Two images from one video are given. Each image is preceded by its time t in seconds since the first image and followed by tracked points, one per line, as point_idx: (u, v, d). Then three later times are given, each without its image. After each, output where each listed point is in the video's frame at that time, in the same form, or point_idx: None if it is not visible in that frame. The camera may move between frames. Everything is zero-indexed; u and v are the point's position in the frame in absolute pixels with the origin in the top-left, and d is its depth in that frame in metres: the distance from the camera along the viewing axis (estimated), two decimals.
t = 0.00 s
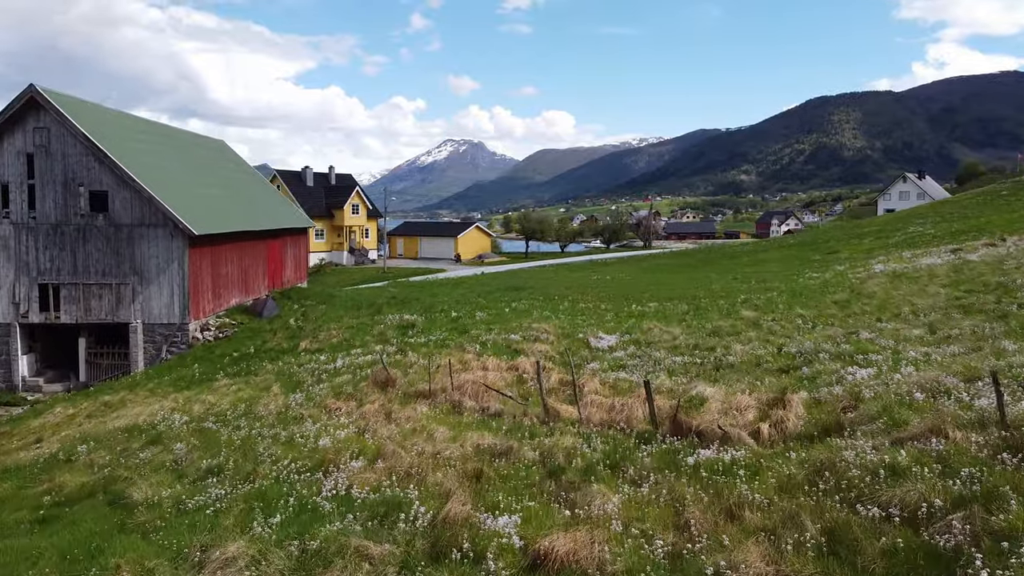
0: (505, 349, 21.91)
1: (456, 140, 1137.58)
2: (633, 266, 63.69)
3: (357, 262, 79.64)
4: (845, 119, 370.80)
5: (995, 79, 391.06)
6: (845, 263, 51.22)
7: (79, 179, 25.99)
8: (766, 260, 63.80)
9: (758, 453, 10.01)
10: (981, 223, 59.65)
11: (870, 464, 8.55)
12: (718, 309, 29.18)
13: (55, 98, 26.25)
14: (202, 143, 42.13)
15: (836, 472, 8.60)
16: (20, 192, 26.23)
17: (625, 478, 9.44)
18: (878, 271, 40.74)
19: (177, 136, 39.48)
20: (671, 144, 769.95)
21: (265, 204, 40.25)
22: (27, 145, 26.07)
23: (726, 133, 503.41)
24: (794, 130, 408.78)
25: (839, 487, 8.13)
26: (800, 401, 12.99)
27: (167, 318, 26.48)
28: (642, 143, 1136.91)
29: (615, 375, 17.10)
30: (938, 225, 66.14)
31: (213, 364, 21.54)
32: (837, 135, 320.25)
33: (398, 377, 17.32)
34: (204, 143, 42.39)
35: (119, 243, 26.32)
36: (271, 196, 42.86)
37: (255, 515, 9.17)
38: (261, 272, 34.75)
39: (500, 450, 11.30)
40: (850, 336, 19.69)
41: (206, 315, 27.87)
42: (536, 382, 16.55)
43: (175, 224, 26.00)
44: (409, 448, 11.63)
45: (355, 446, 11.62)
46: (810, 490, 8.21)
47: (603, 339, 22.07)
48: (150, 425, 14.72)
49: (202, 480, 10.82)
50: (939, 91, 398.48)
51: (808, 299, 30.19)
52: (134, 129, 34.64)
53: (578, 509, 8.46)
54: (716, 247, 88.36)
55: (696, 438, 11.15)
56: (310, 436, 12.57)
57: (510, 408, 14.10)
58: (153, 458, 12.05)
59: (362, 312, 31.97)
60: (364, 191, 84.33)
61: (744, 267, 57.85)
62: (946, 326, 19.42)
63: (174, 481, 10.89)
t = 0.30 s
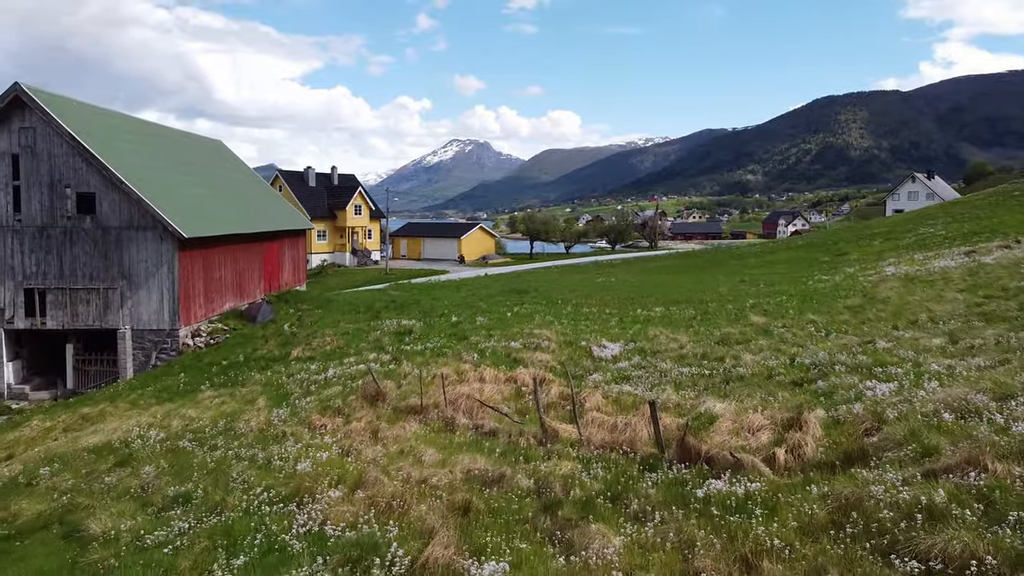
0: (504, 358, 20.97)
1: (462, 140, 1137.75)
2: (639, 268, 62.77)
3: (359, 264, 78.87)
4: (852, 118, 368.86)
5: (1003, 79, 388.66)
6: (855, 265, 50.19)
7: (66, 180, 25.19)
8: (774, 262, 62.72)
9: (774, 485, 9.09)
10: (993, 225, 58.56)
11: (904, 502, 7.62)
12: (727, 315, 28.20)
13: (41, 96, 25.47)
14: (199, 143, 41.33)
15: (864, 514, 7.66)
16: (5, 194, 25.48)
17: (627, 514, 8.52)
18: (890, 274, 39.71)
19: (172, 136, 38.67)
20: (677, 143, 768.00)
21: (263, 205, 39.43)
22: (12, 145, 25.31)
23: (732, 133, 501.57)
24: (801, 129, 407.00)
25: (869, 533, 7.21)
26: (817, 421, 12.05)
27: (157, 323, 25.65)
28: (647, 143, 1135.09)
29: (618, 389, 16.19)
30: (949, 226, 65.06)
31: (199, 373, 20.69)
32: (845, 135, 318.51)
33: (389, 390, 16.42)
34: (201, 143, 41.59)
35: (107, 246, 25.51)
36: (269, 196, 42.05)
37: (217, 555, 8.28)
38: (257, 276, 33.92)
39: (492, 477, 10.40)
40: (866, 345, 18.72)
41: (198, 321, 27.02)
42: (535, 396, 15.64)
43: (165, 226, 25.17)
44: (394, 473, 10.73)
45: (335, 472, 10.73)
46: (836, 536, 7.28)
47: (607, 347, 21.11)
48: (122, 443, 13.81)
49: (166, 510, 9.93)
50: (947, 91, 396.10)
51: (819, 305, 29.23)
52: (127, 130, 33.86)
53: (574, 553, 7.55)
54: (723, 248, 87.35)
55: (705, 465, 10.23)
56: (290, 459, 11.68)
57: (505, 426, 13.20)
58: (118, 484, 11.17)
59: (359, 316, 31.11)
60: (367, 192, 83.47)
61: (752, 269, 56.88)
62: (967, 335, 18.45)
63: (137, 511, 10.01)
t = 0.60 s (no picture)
0: (501, 367, 20.06)
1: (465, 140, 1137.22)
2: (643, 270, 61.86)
3: (359, 265, 78.11)
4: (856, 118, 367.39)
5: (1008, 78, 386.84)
6: (863, 267, 49.24)
7: (48, 181, 24.33)
8: (780, 263, 61.75)
9: (793, 524, 8.15)
10: (1003, 226, 57.56)
11: (944, 551, 6.70)
12: (733, 321, 27.27)
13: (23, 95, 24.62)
14: (193, 142, 40.45)
15: (899, 565, 6.74)
16: None
17: (628, 560, 7.60)
18: (900, 278, 38.75)
19: (166, 135, 37.84)
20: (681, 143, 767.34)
21: (258, 207, 38.55)
22: None
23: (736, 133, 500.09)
24: (805, 129, 405.56)
25: None
26: (835, 444, 11.11)
27: (143, 330, 24.78)
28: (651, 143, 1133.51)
29: (619, 404, 15.26)
30: (958, 227, 64.07)
31: (183, 384, 19.79)
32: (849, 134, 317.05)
33: (377, 405, 15.50)
34: (196, 142, 40.74)
35: (91, 250, 24.65)
36: (264, 198, 41.18)
37: None
38: (250, 279, 33.03)
39: (481, 509, 9.47)
40: (881, 356, 17.78)
41: (186, 327, 26.15)
42: (531, 412, 14.75)
43: (151, 229, 24.28)
44: (375, 504, 9.81)
45: (310, 503, 9.81)
46: None
47: (609, 356, 20.19)
48: (87, 465, 12.92)
49: (121, 547, 9.02)
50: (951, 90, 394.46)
51: (828, 310, 28.28)
52: (118, 128, 33.01)
53: None
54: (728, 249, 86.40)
55: (715, 498, 9.31)
56: (263, 486, 10.77)
57: (499, 448, 12.27)
58: (75, 514, 10.27)
59: (354, 321, 30.21)
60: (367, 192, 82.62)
61: (757, 271, 55.94)
62: (988, 345, 17.50)
63: (89, 547, 9.10)
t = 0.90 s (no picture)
0: (497, 378, 19.11)
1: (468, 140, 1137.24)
2: (646, 271, 60.86)
3: (358, 266, 77.28)
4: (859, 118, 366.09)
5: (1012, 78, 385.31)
6: (871, 270, 48.25)
7: (29, 183, 23.53)
8: (785, 265, 60.74)
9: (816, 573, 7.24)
10: (1013, 227, 56.52)
11: None
12: (739, 328, 26.30)
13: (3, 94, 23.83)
14: (186, 144, 39.67)
15: None
16: None
17: None
18: (910, 281, 37.74)
19: (158, 136, 37.01)
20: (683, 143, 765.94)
21: (251, 209, 37.69)
22: None
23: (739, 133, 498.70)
24: (808, 129, 404.23)
25: None
26: (858, 473, 10.14)
27: (127, 337, 23.90)
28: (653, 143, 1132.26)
29: (620, 422, 14.34)
30: (966, 228, 63.06)
31: (164, 396, 18.90)
32: (853, 134, 315.76)
33: (364, 421, 14.58)
34: (189, 144, 39.91)
35: (73, 254, 23.80)
36: (259, 199, 40.31)
37: None
38: (241, 284, 32.16)
39: (469, 549, 8.53)
40: (899, 368, 16.81)
41: (172, 333, 25.24)
42: (527, 431, 13.83)
43: (135, 233, 23.40)
44: (350, 542, 8.89)
45: (280, 542, 8.91)
46: None
47: (611, 367, 19.24)
48: (48, 491, 12.03)
49: None
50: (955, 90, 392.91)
51: (838, 315, 27.31)
52: (107, 128, 32.18)
53: None
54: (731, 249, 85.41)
55: (727, 538, 8.39)
56: (231, 520, 9.85)
57: (490, 472, 11.37)
58: (23, 552, 9.38)
59: (347, 327, 29.30)
60: (367, 192, 81.64)
61: (762, 273, 54.98)
62: (1012, 356, 16.54)
63: None
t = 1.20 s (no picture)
0: (494, 391, 18.17)
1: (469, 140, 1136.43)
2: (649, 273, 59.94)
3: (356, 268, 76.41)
4: (861, 117, 364.97)
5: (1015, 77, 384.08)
6: (878, 272, 47.29)
7: (9, 185, 22.78)
8: (789, 267, 59.82)
9: None
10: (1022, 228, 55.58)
11: None
12: (745, 335, 25.37)
13: None
14: (179, 144, 38.83)
15: None
16: None
17: None
18: (920, 285, 36.81)
19: (149, 136, 36.10)
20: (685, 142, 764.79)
21: (244, 210, 36.78)
22: None
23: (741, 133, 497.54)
24: (809, 129, 403.18)
25: None
26: (885, 508, 9.21)
27: (110, 345, 22.98)
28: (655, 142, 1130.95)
29: (623, 442, 13.40)
30: (974, 229, 62.16)
31: (143, 409, 17.97)
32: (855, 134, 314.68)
33: (349, 441, 13.64)
34: (182, 144, 39.07)
35: (54, 259, 22.97)
36: (253, 200, 39.41)
37: None
38: (232, 288, 31.23)
39: None
40: (918, 382, 15.85)
41: (157, 341, 24.31)
42: (523, 453, 12.90)
43: (117, 237, 22.52)
44: None
45: None
46: None
47: (613, 379, 18.29)
48: (3, 520, 11.11)
49: None
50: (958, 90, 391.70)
51: (848, 322, 26.35)
52: (95, 127, 31.30)
53: None
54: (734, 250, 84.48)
55: None
56: (194, 559, 8.90)
57: (481, 503, 10.43)
58: None
59: (340, 333, 28.35)
60: (366, 193, 80.62)
61: (766, 275, 54.05)
62: None
63: None
